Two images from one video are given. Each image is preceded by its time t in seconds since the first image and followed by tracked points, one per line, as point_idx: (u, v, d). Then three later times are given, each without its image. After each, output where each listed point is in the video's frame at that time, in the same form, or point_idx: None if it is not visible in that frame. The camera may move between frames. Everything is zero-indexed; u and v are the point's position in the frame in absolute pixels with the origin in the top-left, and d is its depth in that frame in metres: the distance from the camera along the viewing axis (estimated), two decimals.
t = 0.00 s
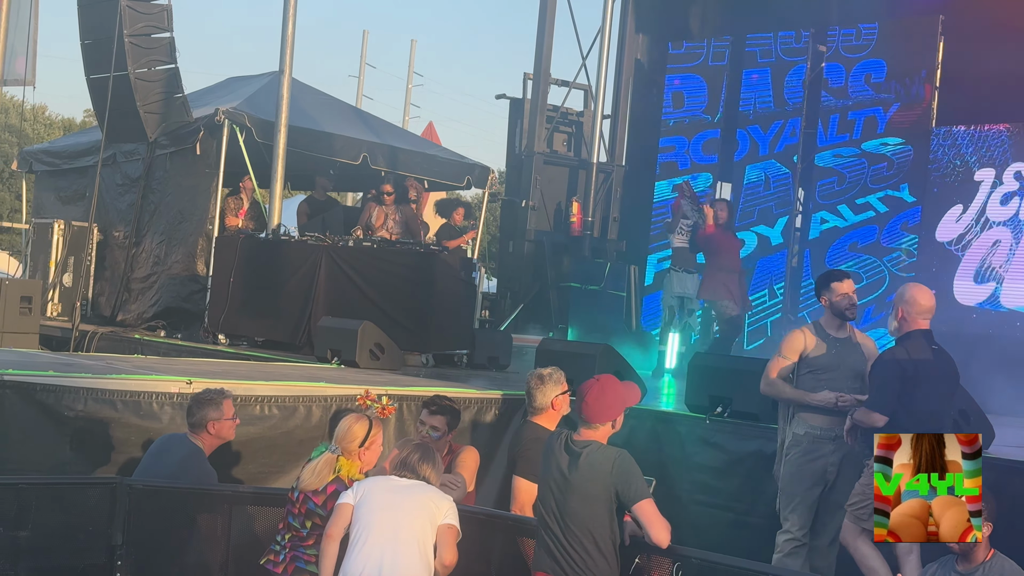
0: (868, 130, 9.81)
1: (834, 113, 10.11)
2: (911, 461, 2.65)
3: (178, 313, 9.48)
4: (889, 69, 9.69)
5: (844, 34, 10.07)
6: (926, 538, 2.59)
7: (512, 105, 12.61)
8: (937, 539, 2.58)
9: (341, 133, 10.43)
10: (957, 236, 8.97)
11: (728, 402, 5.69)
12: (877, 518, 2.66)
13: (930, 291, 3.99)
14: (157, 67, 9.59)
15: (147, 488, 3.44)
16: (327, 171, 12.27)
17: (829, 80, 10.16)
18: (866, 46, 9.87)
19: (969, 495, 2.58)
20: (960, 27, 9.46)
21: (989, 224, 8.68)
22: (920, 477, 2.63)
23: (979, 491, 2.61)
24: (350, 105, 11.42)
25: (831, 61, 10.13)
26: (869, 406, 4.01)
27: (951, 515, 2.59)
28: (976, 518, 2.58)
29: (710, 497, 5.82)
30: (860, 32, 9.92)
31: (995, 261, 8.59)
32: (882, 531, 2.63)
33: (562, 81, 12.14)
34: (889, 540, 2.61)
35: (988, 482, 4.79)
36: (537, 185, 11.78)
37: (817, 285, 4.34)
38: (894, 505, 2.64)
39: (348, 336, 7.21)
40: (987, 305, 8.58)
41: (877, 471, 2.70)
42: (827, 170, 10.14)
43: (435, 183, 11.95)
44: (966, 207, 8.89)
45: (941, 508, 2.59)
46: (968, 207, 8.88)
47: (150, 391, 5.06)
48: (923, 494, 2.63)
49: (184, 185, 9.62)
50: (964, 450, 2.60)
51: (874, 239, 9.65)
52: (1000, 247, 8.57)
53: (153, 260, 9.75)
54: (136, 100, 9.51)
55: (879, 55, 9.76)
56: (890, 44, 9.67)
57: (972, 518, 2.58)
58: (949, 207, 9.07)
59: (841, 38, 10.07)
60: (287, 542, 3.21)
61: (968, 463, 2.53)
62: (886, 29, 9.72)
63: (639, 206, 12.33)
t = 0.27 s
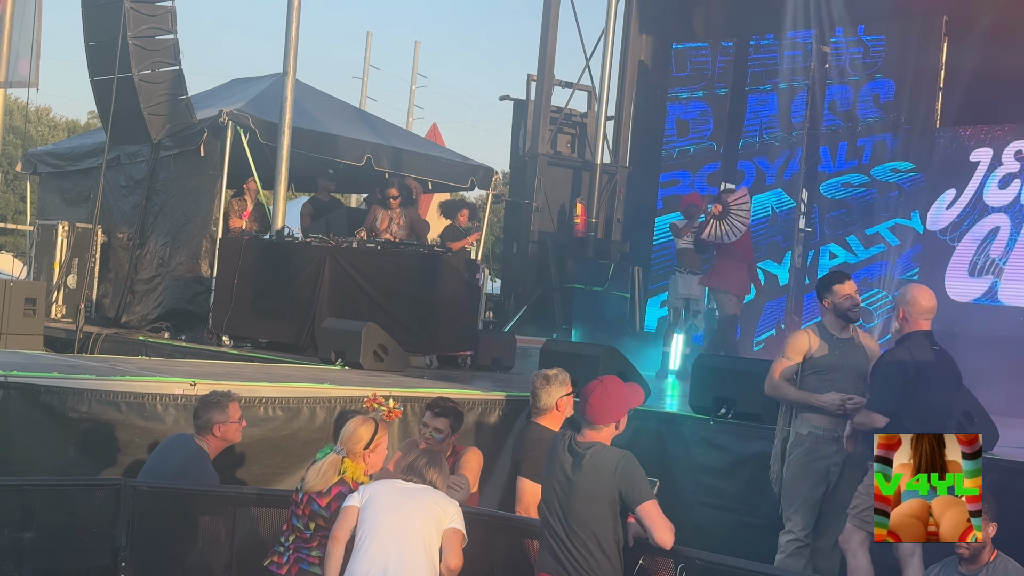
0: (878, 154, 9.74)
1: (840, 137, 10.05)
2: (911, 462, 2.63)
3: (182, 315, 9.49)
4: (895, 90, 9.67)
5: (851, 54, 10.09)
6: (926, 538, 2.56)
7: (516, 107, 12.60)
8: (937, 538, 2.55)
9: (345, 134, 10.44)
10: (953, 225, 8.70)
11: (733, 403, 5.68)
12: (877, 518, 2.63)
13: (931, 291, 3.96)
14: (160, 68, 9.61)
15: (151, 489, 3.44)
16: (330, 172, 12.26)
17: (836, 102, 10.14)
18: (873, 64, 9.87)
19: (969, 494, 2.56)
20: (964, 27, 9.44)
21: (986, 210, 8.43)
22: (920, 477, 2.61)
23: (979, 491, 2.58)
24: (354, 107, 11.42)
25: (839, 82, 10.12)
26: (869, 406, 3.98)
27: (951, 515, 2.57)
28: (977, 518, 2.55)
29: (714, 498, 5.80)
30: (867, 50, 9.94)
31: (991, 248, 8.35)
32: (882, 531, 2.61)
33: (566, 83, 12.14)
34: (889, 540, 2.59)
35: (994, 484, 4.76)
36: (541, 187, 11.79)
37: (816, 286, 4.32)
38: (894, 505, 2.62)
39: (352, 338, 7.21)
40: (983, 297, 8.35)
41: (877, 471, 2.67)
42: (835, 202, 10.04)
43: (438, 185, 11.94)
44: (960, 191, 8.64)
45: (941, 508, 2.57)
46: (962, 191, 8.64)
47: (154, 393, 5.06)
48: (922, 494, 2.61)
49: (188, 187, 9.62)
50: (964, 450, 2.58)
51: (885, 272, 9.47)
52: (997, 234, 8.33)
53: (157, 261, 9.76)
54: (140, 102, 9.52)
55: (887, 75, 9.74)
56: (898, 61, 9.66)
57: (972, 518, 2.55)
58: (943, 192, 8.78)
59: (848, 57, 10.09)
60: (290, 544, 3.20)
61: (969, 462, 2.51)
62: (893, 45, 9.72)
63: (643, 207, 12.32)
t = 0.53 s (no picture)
0: (882, 178, 9.68)
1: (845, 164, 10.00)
2: (911, 462, 2.75)
3: (182, 316, 9.49)
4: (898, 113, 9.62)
5: (854, 72, 10.01)
6: (926, 538, 2.67)
7: (517, 108, 12.60)
8: (937, 538, 2.66)
9: (345, 135, 10.44)
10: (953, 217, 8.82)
11: (733, 404, 5.68)
12: (877, 518, 2.76)
13: (925, 290, 3.98)
14: (160, 69, 9.61)
15: (151, 490, 3.44)
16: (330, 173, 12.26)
17: (839, 125, 10.08)
18: (877, 82, 9.80)
19: (969, 495, 2.67)
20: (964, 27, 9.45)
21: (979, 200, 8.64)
22: (920, 477, 2.72)
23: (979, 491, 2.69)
24: (354, 108, 11.42)
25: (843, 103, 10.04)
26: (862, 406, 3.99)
27: (950, 515, 2.67)
28: (976, 518, 2.65)
29: (714, 498, 5.81)
30: (871, 68, 9.85)
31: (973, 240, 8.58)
32: (882, 531, 2.73)
33: (566, 83, 12.14)
34: (889, 540, 2.71)
35: (995, 483, 4.76)
36: (541, 187, 11.80)
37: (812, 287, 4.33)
38: (894, 505, 2.74)
39: (352, 338, 7.21)
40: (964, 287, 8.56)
41: (877, 471, 2.80)
42: (840, 232, 9.96)
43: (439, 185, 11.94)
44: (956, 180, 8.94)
45: (941, 508, 2.68)
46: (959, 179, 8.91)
47: (155, 394, 5.07)
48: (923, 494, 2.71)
49: (188, 188, 9.63)
50: (964, 450, 2.69)
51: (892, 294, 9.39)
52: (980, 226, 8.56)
53: (157, 262, 9.77)
54: (140, 103, 9.52)
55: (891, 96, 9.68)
56: (902, 81, 9.61)
57: (972, 518, 2.65)
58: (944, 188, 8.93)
59: (852, 75, 10.00)
60: (290, 545, 3.20)
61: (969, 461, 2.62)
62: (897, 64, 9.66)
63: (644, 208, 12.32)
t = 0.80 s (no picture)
0: (882, 203, 9.60)
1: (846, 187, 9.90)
2: (910, 462, 2.96)
3: (177, 316, 9.48)
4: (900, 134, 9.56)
5: (854, 92, 9.94)
6: (925, 537, 2.91)
7: (511, 108, 12.61)
8: (936, 537, 2.90)
9: (340, 136, 10.43)
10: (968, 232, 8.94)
11: (728, 403, 5.69)
12: (878, 518, 2.98)
13: (908, 287, 3.94)
14: (154, 70, 9.59)
15: (144, 491, 3.44)
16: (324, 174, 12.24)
17: (839, 148, 10.02)
18: (877, 101, 9.74)
19: (968, 494, 2.89)
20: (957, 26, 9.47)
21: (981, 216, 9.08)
22: (919, 477, 2.95)
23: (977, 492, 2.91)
24: (349, 108, 11.42)
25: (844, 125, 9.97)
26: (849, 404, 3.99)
27: (950, 514, 2.91)
28: (975, 518, 2.89)
29: (710, 497, 5.81)
30: (871, 88, 9.79)
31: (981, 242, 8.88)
32: (882, 531, 2.97)
33: (561, 83, 12.14)
34: (889, 540, 2.95)
35: (990, 481, 4.76)
36: (536, 188, 11.82)
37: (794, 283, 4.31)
38: (894, 505, 2.96)
39: (347, 339, 7.21)
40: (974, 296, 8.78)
41: (878, 471, 3.01)
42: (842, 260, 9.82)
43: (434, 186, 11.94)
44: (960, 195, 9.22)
45: (941, 508, 2.91)
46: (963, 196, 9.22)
47: (149, 395, 5.07)
48: (922, 492, 2.94)
49: (183, 189, 9.62)
50: (964, 450, 2.91)
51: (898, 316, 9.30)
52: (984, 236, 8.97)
53: (152, 263, 9.75)
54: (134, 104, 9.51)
55: (892, 117, 9.62)
56: (903, 100, 9.56)
57: (971, 517, 2.89)
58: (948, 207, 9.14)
59: (851, 94, 9.94)
60: (284, 545, 3.20)
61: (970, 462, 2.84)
62: (898, 84, 9.61)
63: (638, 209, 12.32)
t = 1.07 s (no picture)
0: (880, 231, 9.72)
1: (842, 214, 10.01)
2: (911, 462, 2.70)
3: (167, 319, 9.46)
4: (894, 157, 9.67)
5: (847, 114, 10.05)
6: (925, 538, 2.67)
7: (502, 109, 12.62)
8: (935, 538, 2.66)
9: (330, 137, 10.42)
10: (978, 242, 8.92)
11: (718, 404, 5.72)
12: (877, 519, 2.72)
13: (883, 285, 3.92)
14: (144, 72, 9.57)
15: (135, 494, 3.43)
16: (314, 175, 12.22)
17: (834, 175, 10.09)
18: (870, 122, 9.85)
19: (968, 495, 2.65)
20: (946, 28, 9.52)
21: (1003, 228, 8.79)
22: (919, 477, 2.69)
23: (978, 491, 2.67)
24: (339, 110, 11.42)
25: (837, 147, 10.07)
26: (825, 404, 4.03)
27: (950, 515, 2.67)
28: (976, 518, 2.65)
29: (700, 498, 5.84)
30: (865, 108, 9.89)
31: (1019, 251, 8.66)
32: (882, 532, 2.70)
33: (551, 84, 12.16)
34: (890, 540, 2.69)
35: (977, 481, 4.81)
36: (527, 189, 11.85)
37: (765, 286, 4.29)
38: (894, 506, 2.71)
39: (338, 341, 7.21)
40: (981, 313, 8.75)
41: (878, 472, 2.74)
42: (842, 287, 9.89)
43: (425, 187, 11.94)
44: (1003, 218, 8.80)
45: (941, 508, 2.67)
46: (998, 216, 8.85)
47: (140, 397, 5.07)
48: (923, 494, 2.70)
49: (173, 191, 9.60)
50: (965, 450, 2.67)
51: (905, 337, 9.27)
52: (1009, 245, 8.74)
53: (142, 265, 9.73)
54: (124, 106, 9.47)
55: (887, 141, 9.72)
56: (896, 122, 9.67)
57: (971, 518, 2.65)
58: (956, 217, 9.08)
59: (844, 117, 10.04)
60: (275, 547, 3.21)
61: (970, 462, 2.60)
62: (890, 105, 9.73)
63: (630, 210, 12.36)
